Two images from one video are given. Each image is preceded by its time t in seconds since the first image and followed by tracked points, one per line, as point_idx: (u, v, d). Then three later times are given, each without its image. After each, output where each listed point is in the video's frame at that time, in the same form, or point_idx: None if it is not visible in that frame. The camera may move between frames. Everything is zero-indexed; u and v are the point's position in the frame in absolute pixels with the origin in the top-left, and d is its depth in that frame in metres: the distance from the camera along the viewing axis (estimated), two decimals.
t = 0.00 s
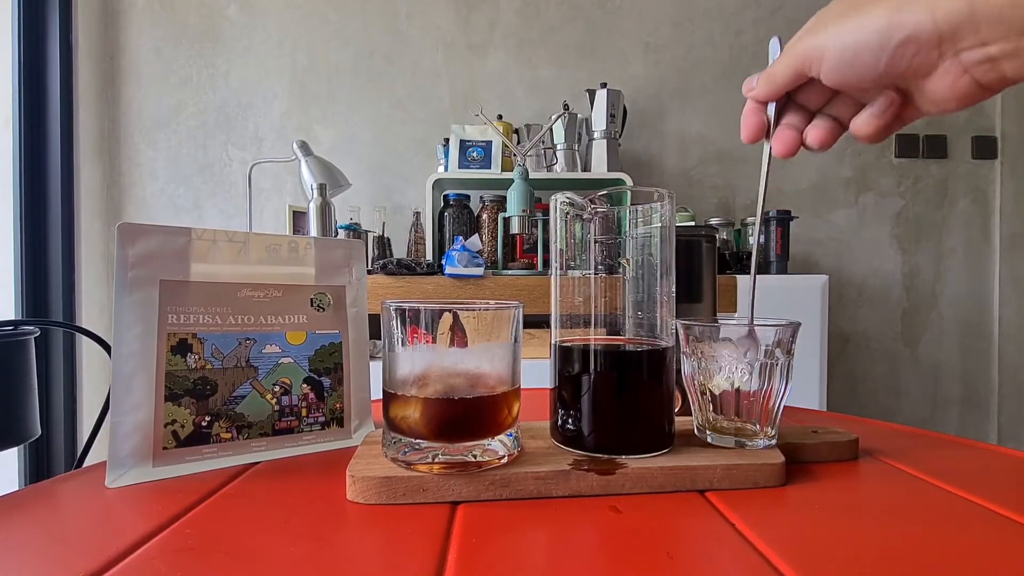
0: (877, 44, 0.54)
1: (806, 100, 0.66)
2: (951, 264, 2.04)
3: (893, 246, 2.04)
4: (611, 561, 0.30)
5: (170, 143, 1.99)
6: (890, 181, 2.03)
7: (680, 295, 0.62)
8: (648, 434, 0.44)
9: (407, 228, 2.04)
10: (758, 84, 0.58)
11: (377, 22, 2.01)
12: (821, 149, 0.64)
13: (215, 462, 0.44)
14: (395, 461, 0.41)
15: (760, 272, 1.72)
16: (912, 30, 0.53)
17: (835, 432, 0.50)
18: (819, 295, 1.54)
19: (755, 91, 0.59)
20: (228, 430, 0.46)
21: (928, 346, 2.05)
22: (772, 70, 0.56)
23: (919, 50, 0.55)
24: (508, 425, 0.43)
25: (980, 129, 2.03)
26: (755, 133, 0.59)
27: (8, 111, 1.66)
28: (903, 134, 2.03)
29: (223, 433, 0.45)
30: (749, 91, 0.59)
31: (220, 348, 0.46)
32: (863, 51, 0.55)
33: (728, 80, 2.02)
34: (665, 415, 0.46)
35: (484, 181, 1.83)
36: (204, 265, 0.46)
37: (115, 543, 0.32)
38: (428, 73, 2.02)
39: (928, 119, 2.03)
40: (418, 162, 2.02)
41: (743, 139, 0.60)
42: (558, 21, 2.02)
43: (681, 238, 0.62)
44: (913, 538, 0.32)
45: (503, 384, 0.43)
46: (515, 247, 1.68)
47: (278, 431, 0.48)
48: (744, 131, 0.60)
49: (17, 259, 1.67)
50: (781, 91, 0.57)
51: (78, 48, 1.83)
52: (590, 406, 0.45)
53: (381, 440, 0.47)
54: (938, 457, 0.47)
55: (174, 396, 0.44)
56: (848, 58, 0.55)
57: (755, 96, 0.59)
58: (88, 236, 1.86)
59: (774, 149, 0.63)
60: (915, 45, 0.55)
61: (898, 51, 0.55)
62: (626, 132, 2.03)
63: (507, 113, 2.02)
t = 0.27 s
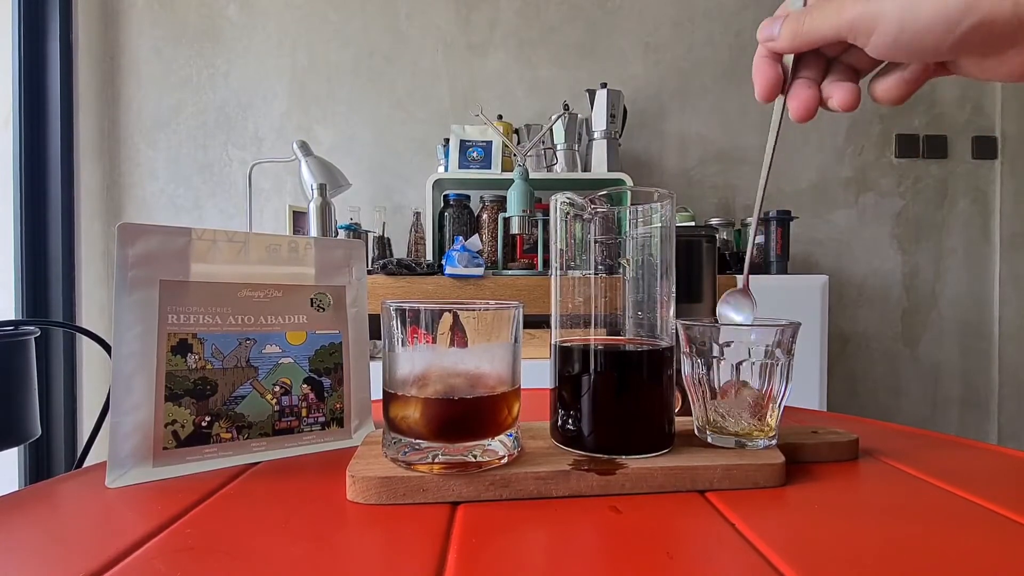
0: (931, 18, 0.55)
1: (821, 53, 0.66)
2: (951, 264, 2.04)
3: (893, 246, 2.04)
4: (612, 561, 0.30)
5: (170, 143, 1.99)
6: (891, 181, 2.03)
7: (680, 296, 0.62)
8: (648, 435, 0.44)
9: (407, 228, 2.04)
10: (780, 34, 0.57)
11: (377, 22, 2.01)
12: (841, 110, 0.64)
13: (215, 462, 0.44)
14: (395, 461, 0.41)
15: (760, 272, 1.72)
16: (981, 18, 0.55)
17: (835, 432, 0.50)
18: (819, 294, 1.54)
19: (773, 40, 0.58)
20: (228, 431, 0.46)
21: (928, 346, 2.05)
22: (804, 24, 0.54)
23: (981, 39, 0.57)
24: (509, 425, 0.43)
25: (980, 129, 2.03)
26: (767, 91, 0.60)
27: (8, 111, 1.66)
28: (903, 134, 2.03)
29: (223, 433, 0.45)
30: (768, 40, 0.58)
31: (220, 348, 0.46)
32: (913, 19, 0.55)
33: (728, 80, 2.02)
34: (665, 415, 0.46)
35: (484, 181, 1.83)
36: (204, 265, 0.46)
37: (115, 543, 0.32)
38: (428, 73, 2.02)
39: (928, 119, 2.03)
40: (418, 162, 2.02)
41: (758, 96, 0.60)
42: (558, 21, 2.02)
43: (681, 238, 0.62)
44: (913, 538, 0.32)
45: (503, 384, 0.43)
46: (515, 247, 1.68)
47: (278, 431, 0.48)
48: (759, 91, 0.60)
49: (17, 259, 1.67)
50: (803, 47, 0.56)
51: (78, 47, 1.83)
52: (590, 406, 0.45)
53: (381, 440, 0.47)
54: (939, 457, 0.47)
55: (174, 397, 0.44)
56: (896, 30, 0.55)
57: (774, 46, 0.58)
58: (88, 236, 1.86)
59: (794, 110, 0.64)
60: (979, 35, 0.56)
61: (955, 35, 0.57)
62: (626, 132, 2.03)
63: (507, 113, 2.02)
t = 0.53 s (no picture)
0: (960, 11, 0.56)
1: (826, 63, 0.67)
2: (951, 264, 2.04)
3: (893, 246, 2.04)
4: (612, 561, 0.30)
5: (170, 143, 1.99)
6: (891, 181, 2.03)
7: (680, 296, 0.62)
8: (648, 435, 0.44)
9: (407, 228, 2.04)
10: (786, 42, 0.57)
11: (377, 22, 2.01)
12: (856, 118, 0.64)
13: (215, 462, 0.44)
14: (395, 461, 0.41)
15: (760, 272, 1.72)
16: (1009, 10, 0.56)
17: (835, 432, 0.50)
18: (819, 295, 1.54)
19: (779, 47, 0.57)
20: (228, 431, 0.46)
21: (928, 346, 2.05)
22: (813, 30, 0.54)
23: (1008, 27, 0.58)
24: (509, 425, 0.43)
25: (980, 129, 2.03)
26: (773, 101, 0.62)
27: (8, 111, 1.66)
28: (903, 134, 2.03)
29: (223, 433, 0.45)
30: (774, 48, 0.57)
31: (220, 348, 0.46)
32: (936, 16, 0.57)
33: (728, 80, 2.02)
34: (664, 415, 0.46)
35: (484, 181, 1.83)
36: (204, 266, 0.46)
37: (115, 543, 0.32)
38: (428, 73, 2.02)
39: (928, 119, 2.03)
40: (418, 162, 2.02)
41: (767, 107, 0.62)
42: (558, 21, 2.02)
43: (681, 239, 0.63)
44: (914, 539, 0.32)
45: (503, 384, 0.43)
46: (515, 247, 1.68)
47: (278, 431, 0.48)
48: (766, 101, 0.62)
49: (16, 259, 1.67)
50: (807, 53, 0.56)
51: (78, 47, 1.83)
52: (590, 406, 0.45)
53: (381, 440, 0.47)
54: (940, 457, 0.47)
55: (174, 397, 0.44)
56: (922, 22, 0.57)
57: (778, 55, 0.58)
58: (88, 236, 1.86)
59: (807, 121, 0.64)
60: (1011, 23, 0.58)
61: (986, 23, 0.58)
62: (626, 132, 2.03)
63: (507, 113, 2.02)
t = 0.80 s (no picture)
0: None
1: None
2: (951, 264, 2.04)
3: (893, 246, 2.04)
4: (613, 561, 0.30)
5: (170, 143, 1.99)
6: (891, 181, 2.03)
7: (680, 296, 0.62)
8: (648, 435, 0.44)
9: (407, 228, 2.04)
10: None
11: (377, 22, 2.01)
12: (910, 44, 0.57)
13: (215, 462, 0.44)
14: (395, 461, 0.41)
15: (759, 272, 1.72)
16: None
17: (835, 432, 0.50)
18: (819, 295, 1.54)
19: None
20: (228, 431, 0.46)
21: (928, 346, 2.05)
22: None
23: None
24: (509, 425, 0.43)
25: (980, 129, 2.03)
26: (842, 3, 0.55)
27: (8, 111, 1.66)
28: (903, 134, 2.03)
29: (223, 433, 0.45)
30: None
31: (220, 348, 0.46)
32: None
33: (728, 80, 2.02)
34: (664, 415, 0.46)
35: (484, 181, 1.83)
36: (203, 266, 0.46)
37: (115, 543, 0.32)
38: (428, 73, 2.02)
39: (928, 119, 2.03)
40: (418, 162, 2.02)
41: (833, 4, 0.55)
42: (558, 22, 2.02)
43: (680, 238, 0.61)
44: (914, 539, 0.32)
45: (503, 384, 0.43)
46: (515, 247, 1.68)
47: (278, 431, 0.48)
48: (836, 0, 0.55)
49: (16, 259, 1.67)
50: None
51: (78, 46, 1.83)
52: (590, 406, 0.45)
53: (381, 440, 0.47)
54: (940, 457, 0.47)
55: (174, 397, 0.44)
56: None
57: None
58: (88, 236, 1.86)
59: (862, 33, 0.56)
60: None
61: None
62: (626, 132, 2.03)
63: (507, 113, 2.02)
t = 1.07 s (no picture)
0: None
1: None
2: (952, 264, 2.04)
3: (893, 246, 2.04)
4: (613, 561, 0.30)
5: (170, 143, 1.99)
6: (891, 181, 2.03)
7: (680, 296, 0.62)
8: (648, 435, 0.44)
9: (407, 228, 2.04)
10: None
11: (377, 22, 2.01)
12: None
13: (214, 462, 0.44)
14: (395, 461, 0.41)
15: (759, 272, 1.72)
16: None
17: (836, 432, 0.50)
18: (819, 295, 1.54)
19: None
20: (228, 431, 0.46)
21: (929, 346, 2.05)
22: None
23: None
24: (509, 425, 0.43)
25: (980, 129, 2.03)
26: None
27: (9, 111, 1.66)
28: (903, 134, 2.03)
29: (223, 433, 0.45)
30: None
31: (220, 348, 0.46)
32: None
33: (728, 80, 2.02)
34: (664, 415, 0.46)
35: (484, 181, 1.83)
36: (203, 266, 0.46)
37: (115, 543, 0.32)
38: (428, 73, 2.02)
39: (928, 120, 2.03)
40: (418, 162, 2.02)
41: None
42: (558, 21, 2.02)
43: (680, 238, 0.61)
44: (914, 539, 0.32)
45: (503, 384, 0.43)
46: (515, 247, 1.68)
47: (278, 431, 0.48)
48: None
49: (16, 259, 1.66)
50: None
51: (77, 46, 1.83)
52: (590, 406, 0.45)
53: (381, 440, 0.47)
54: (940, 457, 0.47)
55: (174, 397, 0.44)
56: None
57: None
58: (88, 236, 1.86)
59: None
60: None
61: None
62: (626, 132, 2.03)
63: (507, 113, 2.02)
